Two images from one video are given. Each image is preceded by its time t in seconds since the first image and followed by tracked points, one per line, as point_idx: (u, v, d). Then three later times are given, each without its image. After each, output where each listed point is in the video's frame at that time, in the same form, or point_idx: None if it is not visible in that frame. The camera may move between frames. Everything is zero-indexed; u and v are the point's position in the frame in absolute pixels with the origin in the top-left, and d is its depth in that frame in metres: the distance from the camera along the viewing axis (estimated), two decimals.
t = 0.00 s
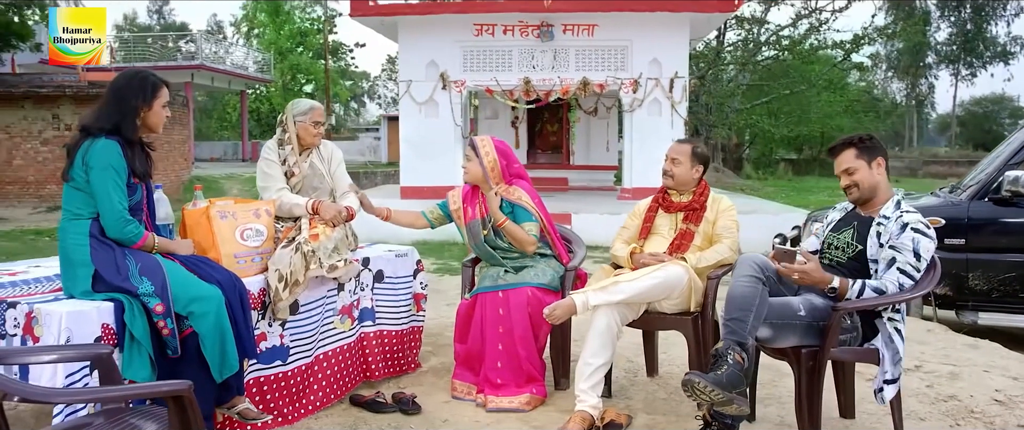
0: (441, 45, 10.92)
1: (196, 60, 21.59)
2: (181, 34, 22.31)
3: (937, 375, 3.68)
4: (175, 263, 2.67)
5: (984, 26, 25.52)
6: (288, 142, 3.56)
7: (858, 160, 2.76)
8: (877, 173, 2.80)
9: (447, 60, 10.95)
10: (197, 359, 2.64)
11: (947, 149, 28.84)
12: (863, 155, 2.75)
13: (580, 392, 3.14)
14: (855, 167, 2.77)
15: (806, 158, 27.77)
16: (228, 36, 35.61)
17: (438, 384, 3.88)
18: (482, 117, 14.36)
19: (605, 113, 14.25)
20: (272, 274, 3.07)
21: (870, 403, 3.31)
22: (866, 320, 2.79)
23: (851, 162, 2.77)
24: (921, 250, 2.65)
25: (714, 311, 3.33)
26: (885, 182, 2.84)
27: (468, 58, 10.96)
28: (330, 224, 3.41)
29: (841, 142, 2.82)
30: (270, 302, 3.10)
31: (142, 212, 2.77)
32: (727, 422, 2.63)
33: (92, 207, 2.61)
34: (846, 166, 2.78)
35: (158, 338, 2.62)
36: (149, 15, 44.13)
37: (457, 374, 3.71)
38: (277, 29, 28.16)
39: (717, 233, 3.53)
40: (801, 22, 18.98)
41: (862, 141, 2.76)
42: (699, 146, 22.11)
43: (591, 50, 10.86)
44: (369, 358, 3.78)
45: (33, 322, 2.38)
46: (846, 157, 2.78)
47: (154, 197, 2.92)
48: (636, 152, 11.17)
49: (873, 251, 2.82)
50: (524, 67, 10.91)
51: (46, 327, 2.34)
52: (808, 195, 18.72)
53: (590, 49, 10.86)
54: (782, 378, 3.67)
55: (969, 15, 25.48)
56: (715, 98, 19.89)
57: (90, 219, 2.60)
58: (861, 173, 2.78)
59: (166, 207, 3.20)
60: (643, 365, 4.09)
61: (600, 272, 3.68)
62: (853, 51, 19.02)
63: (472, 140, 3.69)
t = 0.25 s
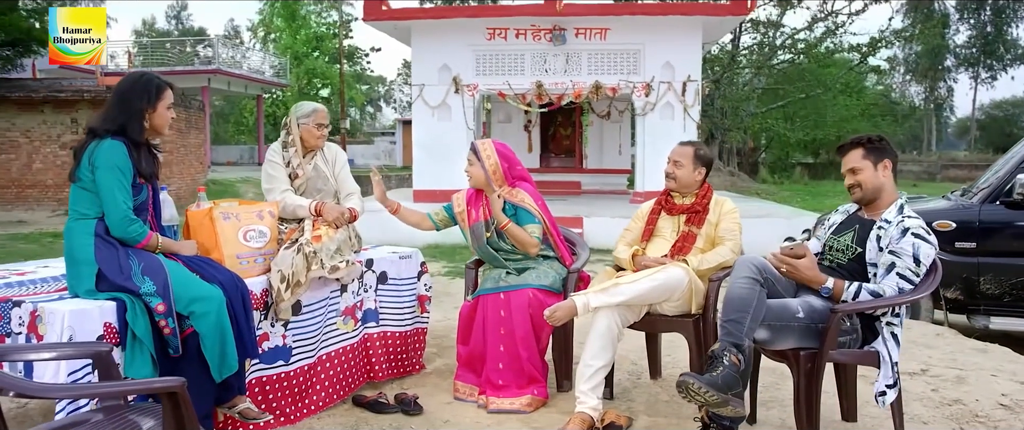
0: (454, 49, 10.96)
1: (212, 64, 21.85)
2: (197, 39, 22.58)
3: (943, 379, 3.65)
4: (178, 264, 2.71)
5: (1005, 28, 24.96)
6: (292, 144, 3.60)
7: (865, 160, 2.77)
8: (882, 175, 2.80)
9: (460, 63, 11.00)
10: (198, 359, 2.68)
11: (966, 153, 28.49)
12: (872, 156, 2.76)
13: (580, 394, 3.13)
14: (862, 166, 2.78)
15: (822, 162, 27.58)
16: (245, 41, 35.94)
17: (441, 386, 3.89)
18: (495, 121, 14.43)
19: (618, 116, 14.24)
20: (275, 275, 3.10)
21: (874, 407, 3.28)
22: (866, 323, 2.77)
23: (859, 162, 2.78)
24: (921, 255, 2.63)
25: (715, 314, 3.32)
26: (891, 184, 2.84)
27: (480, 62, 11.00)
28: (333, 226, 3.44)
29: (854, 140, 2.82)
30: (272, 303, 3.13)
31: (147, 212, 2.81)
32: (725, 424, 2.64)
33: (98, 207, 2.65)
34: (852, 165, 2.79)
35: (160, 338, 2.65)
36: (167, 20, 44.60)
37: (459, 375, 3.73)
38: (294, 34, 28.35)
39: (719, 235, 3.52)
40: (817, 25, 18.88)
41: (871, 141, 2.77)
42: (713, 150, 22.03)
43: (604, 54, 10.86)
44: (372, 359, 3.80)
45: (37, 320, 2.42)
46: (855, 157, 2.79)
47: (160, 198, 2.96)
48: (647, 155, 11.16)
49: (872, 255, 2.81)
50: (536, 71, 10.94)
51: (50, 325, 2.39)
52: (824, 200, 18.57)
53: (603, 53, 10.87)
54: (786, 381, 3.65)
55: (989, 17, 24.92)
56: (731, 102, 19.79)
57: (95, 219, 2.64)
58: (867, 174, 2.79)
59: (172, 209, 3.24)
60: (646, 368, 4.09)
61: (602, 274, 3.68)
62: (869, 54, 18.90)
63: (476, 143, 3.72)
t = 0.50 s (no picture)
0: (466, 51, 11.00)
1: (227, 67, 22.05)
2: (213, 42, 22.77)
3: (947, 381, 3.63)
4: (179, 263, 2.74)
5: None
6: (296, 145, 3.63)
7: (868, 158, 2.79)
8: (884, 175, 2.82)
9: (471, 66, 11.04)
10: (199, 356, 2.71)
11: (985, 156, 28.13)
12: (877, 155, 2.79)
13: (580, 394, 3.13)
14: (864, 164, 2.81)
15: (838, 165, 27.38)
16: (259, 45, 36.14)
17: (443, 385, 3.90)
18: (507, 123, 14.45)
19: (630, 119, 14.21)
20: (276, 274, 3.14)
21: (876, 409, 3.27)
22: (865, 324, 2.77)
23: (861, 159, 2.81)
24: (918, 256, 2.63)
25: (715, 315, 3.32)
26: (892, 185, 2.85)
27: (492, 64, 11.03)
28: (335, 226, 3.47)
29: (858, 139, 2.86)
30: (273, 302, 3.16)
31: (149, 211, 2.85)
32: (722, 424, 2.64)
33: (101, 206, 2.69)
34: (855, 162, 2.82)
35: (161, 335, 2.69)
36: (184, 24, 44.96)
37: (460, 375, 3.74)
38: (308, 37, 28.47)
39: (720, 236, 3.52)
40: (832, 27, 18.76)
41: (878, 140, 2.80)
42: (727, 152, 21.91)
43: (615, 56, 10.86)
44: (374, 359, 3.82)
45: (41, 318, 2.47)
46: (858, 154, 2.82)
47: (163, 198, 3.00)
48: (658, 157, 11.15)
49: (870, 255, 2.81)
50: (547, 73, 10.94)
51: (52, 322, 2.43)
52: (839, 203, 18.40)
53: (614, 56, 10.87)
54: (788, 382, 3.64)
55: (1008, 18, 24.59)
56: (745, 104, 19.67)
57: (98, 218, 2.68)
58: (868, 172, 2.81)
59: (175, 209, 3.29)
60: (649, 369, 4.08)
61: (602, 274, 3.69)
62: (885, 56, 18.77)
63: (487, 140, 3.78)
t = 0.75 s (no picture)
0: (476, 52, 11.03)
1: (241, 68, 22.23)
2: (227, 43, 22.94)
3: (949, 381, 3.61)
4: (180, 259, 2.79)
5: None
6: (299, 143, 3.66)
7: (865, 156, 2.80)
8: (881, 173, 2.82)
9: (482, 66, 11.06)
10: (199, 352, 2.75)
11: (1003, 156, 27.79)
12: (874, 153, 2.79)
13: (578, 391, 3.14)
14: (861, 161, 2.81)
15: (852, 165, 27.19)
16: (273, 46, 36.36)
17: (445, 383, 3.92)
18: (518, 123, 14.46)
19: (641, 119, 14.17)
20: (277, 271, 3.17)
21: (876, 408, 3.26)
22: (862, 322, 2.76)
23: (859, 157, 2.81)
24: (915, 254, 2.65)
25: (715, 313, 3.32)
26: (889, 182, 2.86)
27: (503, 64, 11.05)
28: (336, 224, 3.49)
29: (854, 138, 2.86)
30: (274, 299, 3.19)
31: (150, 210, 2.90)
32: (718, 422, 2.65)
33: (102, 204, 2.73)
34: (853, 160, 2.82)
35: (162, 331, 2.73)
36: (199, 25, 45.27)
37: (461, 373, 3.76)
38: (322, 38, 28.55)
39: (721, 234, 3.52)
40: (847, 26, 18.62)
41: (875, 138, 2.80)
42: (740, 153, 21.79)
43: (625, 56, 10.86)
44: (376, 356, 3.85)
45: (43, 313, 2.51)
46: (856, 152, 2.82)
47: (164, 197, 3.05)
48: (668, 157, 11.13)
49: (866, 253, 2.81)
50: (558, 73, 10.95)
51: (54, 318, 2.48)
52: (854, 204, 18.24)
53: (625, 56, 10.86)
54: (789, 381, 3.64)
55: None
56: (759, 104, 19.54)
57: (99, 216, 2.72)
58: (865, 170, 2.82)
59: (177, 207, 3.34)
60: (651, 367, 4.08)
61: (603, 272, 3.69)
62: (901, 56, 18.62)
63: (498, 136, 3.86)
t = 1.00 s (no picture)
0: (487, 52, 11.07)
1: (254, 68, 22.41)
2: (241, 44, 23.13)
3: (952, 380, 3.60)
4: (182, 256, 2.82)
5: None
6: (300, 140, 3.71)
7: (866, 153, 2.80)
8: (881, 171, 2.83)
9: (492, 66, 11.09)
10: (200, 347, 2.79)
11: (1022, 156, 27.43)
12: (875, 151, 2.80)
13: (576, 388, 3.15)
14: (861, 159, 2.82)
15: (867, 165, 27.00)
16: (287, 47, 36.59)
17: (447, 380, 3.94)
18: (528, 123, 14.48)
19: (652, 118, 14.15)
20: (279, 268, 3.20)
21: (877, 407, 3.26)
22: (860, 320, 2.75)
23: (859, 154, 2.82)
24: (912, 253, 2.65)
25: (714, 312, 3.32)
26: (888, 181, 2.86)
27: (513, 64, 11.07)
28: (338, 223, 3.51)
29: (855, 135, 2.86)
30: (276, 296, 3.23)
31: (153, 206, 2.94)
32: (714, 419, 2.67)
33: (105, 201, 2.78)
34: (853, 157, 2.83)
35: (164, 327, 2.76)
36: (213, 26, 45.62)
37: (462, 370, 3.78)
38: (335, 38, 28.65)
39: (721, 232, 3.53)
40: (861, 25, 18.51)
41: (876, 136, 2.80)
42: (753, 152, 21.71)
43: (636, 56, 10.85)
44: (378, 353, 3.88)
45: (47, 309, 2.56)
46: (856, 149, 2.83)
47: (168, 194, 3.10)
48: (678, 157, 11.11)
49: (864, 251, 2.81)
50: (568, 73, 10.96)
51: (57, 313, 2.52)
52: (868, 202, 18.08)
53: (635, 55, 10.85)
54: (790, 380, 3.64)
55: None
56: (772, 103, 19.45)
57: (103, 213, 2.77)
58: (865, 167, 2.83)
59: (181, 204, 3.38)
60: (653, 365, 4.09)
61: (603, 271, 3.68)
62: (915, 55, 18.49)
63: (507, 133, 3.87)
